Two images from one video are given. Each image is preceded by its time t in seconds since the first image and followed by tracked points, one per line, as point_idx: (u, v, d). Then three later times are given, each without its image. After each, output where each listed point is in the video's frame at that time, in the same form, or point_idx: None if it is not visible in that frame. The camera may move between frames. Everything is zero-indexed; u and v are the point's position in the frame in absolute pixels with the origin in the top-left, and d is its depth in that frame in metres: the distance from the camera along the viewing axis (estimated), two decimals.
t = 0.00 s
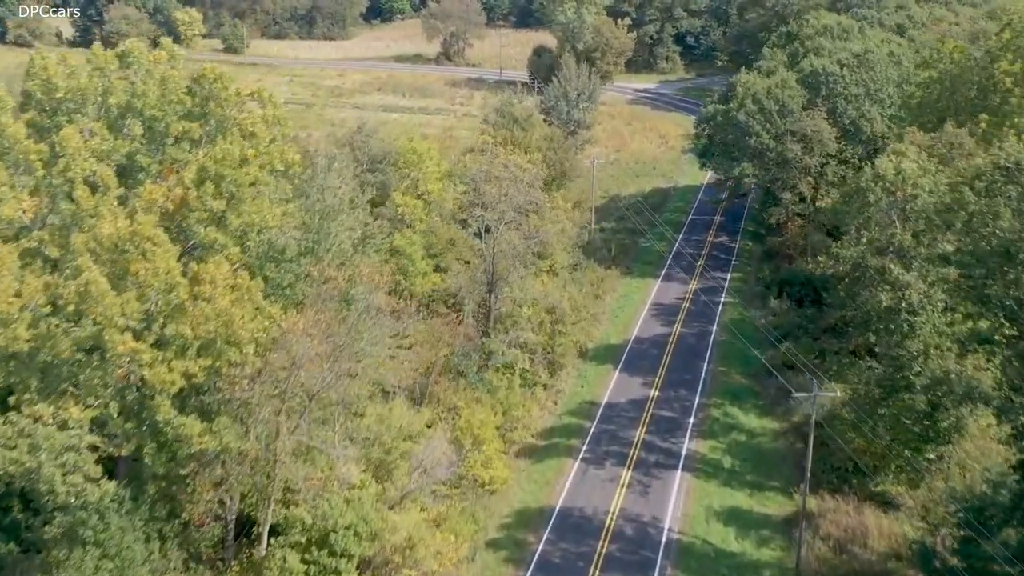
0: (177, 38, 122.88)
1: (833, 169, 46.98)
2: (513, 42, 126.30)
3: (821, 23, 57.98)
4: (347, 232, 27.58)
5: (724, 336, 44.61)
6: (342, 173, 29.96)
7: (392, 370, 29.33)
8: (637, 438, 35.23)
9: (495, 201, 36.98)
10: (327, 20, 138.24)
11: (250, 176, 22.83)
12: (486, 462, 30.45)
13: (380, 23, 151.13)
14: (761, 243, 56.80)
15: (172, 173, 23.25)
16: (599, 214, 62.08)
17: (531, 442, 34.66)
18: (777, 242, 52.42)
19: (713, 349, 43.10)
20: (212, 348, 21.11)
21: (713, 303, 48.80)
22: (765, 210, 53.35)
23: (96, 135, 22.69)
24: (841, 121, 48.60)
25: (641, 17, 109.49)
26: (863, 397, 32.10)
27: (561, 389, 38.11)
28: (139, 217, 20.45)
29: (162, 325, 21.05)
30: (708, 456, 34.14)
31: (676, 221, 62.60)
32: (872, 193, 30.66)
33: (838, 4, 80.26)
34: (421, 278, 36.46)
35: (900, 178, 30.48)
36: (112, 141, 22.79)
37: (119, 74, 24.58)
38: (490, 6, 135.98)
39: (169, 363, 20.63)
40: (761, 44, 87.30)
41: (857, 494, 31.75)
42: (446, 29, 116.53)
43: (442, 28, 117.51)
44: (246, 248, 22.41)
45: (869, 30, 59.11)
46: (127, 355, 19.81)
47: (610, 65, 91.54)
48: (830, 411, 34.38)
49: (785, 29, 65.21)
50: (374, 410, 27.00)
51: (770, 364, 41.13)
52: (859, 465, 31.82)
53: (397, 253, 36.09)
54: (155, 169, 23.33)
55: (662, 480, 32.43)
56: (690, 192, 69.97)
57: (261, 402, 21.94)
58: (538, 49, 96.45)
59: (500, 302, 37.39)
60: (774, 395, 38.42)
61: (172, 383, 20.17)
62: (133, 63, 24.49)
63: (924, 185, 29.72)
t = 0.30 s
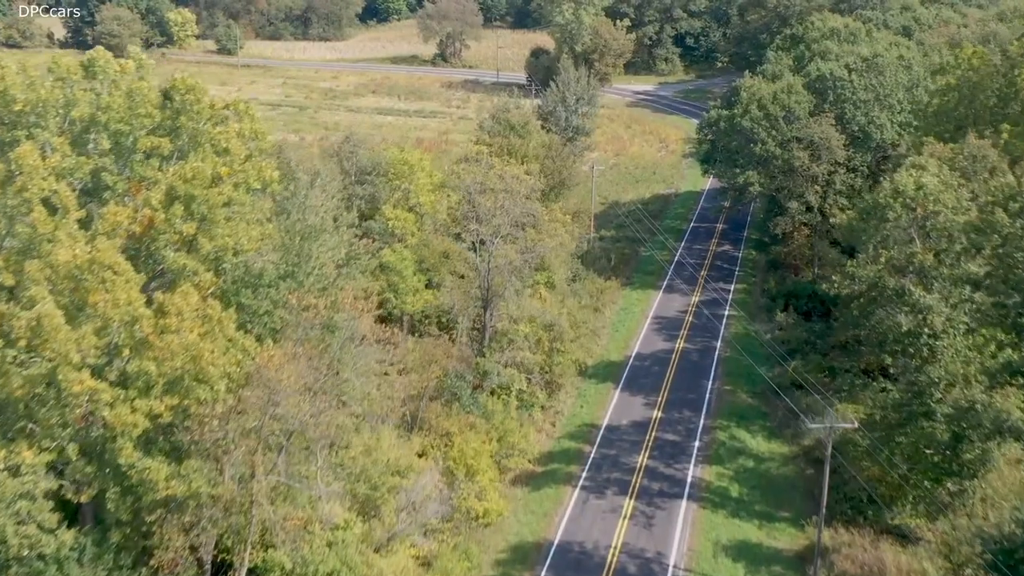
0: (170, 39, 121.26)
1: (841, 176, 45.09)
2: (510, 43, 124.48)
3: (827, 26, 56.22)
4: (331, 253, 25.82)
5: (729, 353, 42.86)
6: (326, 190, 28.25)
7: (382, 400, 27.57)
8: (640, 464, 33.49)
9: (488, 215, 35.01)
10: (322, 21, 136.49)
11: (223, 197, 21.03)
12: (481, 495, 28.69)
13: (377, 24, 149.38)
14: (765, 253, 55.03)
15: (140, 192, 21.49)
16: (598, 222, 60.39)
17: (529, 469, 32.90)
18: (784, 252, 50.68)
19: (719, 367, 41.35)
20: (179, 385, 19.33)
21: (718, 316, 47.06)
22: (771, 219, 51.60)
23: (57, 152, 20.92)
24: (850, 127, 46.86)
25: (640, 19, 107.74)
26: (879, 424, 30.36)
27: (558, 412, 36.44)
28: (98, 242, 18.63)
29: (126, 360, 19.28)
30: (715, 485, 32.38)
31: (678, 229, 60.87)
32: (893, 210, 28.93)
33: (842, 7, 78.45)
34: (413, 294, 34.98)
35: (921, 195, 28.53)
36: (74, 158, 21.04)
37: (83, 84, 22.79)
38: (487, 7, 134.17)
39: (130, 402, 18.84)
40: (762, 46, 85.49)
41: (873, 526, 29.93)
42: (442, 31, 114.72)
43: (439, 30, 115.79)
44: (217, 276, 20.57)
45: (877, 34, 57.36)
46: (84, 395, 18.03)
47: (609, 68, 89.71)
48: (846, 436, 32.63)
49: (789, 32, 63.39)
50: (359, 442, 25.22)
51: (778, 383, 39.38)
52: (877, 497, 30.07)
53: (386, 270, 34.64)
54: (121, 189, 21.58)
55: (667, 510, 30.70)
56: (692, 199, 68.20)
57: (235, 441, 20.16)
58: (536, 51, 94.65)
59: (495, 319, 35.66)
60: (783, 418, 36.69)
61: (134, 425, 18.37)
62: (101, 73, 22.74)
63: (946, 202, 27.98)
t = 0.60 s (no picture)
0: (162, 40, 119.33)
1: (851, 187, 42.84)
2: (507, 44, 122.46)
3: (834, 30, 54.21)
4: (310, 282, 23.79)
5: (735, 373, 40.85)
6: (305, 210, 26.22)
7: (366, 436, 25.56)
8: (644, 497, 31.50)
9: (481, 233, 32.98)
10: (316, 22, 134.50)
11: (186, 226, 18.99)
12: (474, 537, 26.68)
13: (372, 24, 147.39)
14: (771, 264, 53.02)
15: (94, 217, 19.26)
16: (598, 232, 58.33)
17: (526, 503, 30.90)
18: (791, 265, 48.69)
19: (725, 389, 39.34)
20: (133, 437, 17.14)
21: (723, 332, 45.06)
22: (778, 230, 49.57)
23: (2, 174, 18.54)
24: (860, 135, 44.81)
25: (639, 20, 105.79)
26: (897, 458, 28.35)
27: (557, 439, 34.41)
28: (41, 278, 16.43)
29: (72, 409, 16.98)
30: (724, 521, 30.36)
31: (680, 239, 58.86)
32: (919, 232, 26.99)
33: (847, 8, 76.45)
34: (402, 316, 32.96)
35: (949, 215, 26.55)
36: (22, 181, 18.58)
37: (32, 98, 20.63)
38: (484, 8, 132.18)
39: (79, 458, 16.61)
40: (764, 48, 83.53)
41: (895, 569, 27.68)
42: (437, 32, 112.75)
43: (434, 31, 113.78)
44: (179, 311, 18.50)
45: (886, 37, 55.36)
46: (24, 453, 15.60)
47: (607, 70, 87.68)
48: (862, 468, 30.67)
49: (794, 35, 61.40)
50: (341, 486, 23.21)
51: (787, 407, 37.36)
52: (898, 538, 28.05)
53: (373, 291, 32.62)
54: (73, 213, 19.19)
55: (673, 550, 28.70)
56: (693, 206, 66.17)
57: (198, 495, 18.06)
58: (533, 53, 92.63)
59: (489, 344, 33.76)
60: (794, 445, 34.69)
61: (81, 485, 16.05)
62: (56, 89, 20.26)
63: (976, 222, 26.05)
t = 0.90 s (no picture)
0: (154, 42, 117.67)
1: (861, 198, 41.01)
2: (504, 46, 120.74)
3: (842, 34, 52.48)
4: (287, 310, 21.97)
5: (741, 393, 39.06)
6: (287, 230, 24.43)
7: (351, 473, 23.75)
8: (647, 529, 29.74)
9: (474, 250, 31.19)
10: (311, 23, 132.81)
11: (143, 254, 16.94)
12: None
13: (367, 26, 145.68)
14: (776, 276, 51.27)
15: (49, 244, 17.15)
16: (597, 242, 56.55)
17: (522, 537, 29.11)
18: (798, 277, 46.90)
19: (731, 410, 37.57)
20: (83, 493, 15.28)
21: (728, 348, 43.28)
22: (784, 242, 47.78)
23: None
24: (871, 143, 42.96)
25: (638, 22, 104.16)
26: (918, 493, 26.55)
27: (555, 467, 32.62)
28: None
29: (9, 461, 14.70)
30: (732, 556, 28.59)
31: (682, 248, 57.10)
32: (945, 255, 25.36)
33: (852, 10, 74.70)
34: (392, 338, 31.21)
35: (978, 237, 24.93)
36: None
37: None
38: (481, 9, 130.48)
39: (21, 520, 14.46)
40: (767, 51, 81.74)
41: None
42: (434, 33, 111.05)
43: (430, 33, 112.04)
44: (138, 349, 16.70)
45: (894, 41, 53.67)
46: None
47: (606, 73, 85.89)
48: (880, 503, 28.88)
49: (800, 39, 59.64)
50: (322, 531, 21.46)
51: (797, 430, 35.57)
52: None
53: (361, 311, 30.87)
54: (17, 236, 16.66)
55: None
56: (695, 214, 64.40)
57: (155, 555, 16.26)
58: (531, 55, 90.89)
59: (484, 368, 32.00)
60: (804, 473, 32.93)
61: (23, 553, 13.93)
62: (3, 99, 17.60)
63: (1008, 244, 24.29)
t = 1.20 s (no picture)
0: (146, 43, 115.92)
1: (872, 208, 39.32)
2: (501, 47, 118.99)
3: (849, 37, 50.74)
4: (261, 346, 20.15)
5: (748, 414, 37.28)
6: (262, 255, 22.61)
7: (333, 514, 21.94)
8: (652, 566, 27.90)
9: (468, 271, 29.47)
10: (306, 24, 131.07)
11: (99, 289, 14.00)
12: None
13: (362, 26, 143.89)
14: (782, 288, 49.51)
15: None
16: (597, 253, 54.75)
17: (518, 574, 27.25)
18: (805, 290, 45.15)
19: (738, 433, 35.78)
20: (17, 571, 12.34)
21: (734, 365, 41.51)
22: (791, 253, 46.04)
23: None
24: (882, 152, 41.31)
25: (637, 23, 102.41)
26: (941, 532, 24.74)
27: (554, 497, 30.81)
28: None
29: None
30: None
31: (684, 258, 55.36)
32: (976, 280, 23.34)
33: (856, 12, 72.95)
34: (381, 362, 29.41)
35: (1011, 261, 22.90)
36: None
37: None
38: (478, 10, 128.73)
39: None
40: (769, 53, 80.01)
41: None
42: (430, 35, 109.29)
43: (426, 34, 110.26)
44: (90, 394, 13.73)
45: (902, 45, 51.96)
46: None
47: (605, 75, 84.05)
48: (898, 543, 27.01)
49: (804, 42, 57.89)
50: None
51: (807, 456, 33.78)
52: None
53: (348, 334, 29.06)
54: None
55: None
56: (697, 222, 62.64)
57: None
58: (528, 57, 89.13)
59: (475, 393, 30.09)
60: (816, 503, 31.11)
61: None
62: None
63: None
